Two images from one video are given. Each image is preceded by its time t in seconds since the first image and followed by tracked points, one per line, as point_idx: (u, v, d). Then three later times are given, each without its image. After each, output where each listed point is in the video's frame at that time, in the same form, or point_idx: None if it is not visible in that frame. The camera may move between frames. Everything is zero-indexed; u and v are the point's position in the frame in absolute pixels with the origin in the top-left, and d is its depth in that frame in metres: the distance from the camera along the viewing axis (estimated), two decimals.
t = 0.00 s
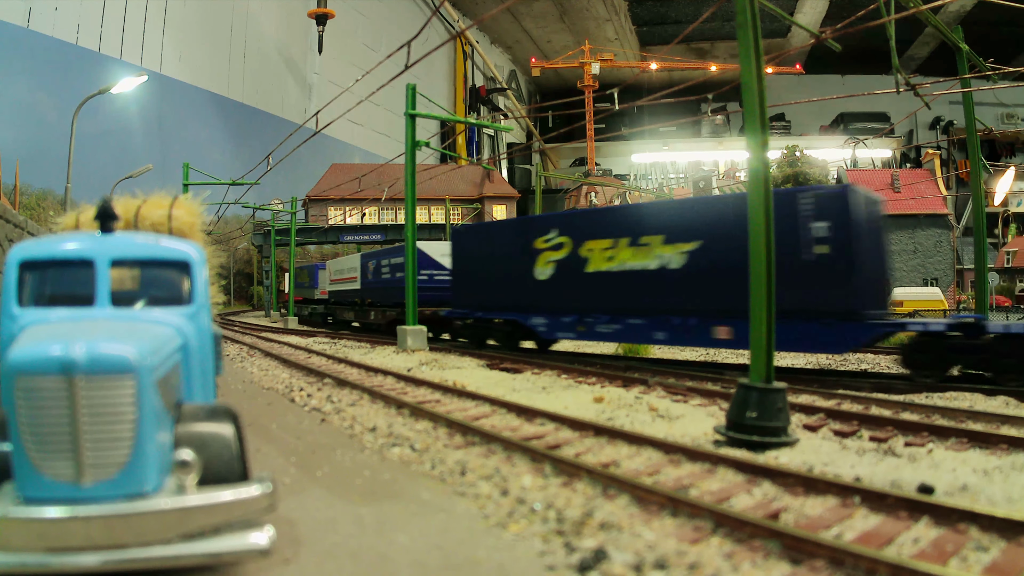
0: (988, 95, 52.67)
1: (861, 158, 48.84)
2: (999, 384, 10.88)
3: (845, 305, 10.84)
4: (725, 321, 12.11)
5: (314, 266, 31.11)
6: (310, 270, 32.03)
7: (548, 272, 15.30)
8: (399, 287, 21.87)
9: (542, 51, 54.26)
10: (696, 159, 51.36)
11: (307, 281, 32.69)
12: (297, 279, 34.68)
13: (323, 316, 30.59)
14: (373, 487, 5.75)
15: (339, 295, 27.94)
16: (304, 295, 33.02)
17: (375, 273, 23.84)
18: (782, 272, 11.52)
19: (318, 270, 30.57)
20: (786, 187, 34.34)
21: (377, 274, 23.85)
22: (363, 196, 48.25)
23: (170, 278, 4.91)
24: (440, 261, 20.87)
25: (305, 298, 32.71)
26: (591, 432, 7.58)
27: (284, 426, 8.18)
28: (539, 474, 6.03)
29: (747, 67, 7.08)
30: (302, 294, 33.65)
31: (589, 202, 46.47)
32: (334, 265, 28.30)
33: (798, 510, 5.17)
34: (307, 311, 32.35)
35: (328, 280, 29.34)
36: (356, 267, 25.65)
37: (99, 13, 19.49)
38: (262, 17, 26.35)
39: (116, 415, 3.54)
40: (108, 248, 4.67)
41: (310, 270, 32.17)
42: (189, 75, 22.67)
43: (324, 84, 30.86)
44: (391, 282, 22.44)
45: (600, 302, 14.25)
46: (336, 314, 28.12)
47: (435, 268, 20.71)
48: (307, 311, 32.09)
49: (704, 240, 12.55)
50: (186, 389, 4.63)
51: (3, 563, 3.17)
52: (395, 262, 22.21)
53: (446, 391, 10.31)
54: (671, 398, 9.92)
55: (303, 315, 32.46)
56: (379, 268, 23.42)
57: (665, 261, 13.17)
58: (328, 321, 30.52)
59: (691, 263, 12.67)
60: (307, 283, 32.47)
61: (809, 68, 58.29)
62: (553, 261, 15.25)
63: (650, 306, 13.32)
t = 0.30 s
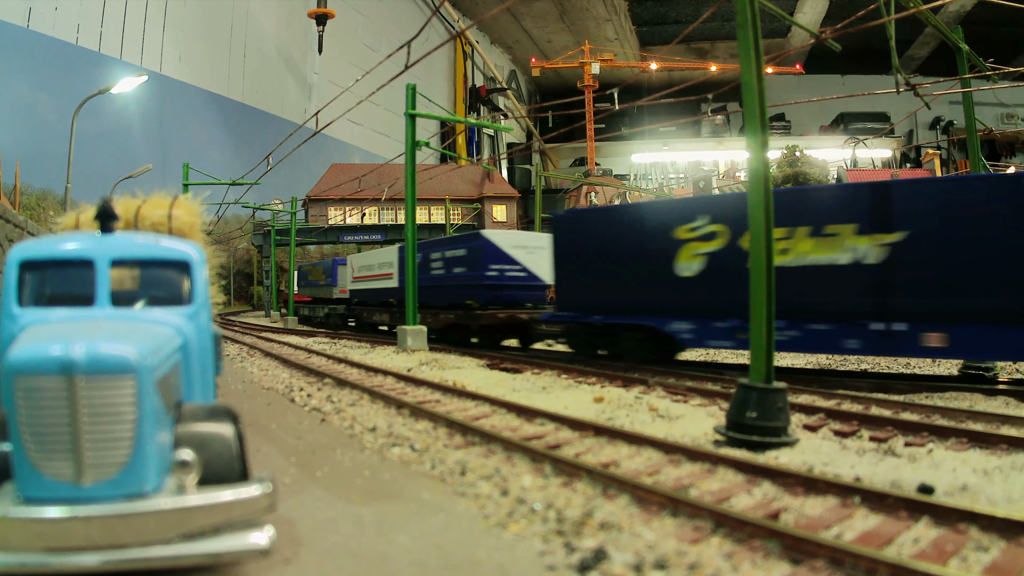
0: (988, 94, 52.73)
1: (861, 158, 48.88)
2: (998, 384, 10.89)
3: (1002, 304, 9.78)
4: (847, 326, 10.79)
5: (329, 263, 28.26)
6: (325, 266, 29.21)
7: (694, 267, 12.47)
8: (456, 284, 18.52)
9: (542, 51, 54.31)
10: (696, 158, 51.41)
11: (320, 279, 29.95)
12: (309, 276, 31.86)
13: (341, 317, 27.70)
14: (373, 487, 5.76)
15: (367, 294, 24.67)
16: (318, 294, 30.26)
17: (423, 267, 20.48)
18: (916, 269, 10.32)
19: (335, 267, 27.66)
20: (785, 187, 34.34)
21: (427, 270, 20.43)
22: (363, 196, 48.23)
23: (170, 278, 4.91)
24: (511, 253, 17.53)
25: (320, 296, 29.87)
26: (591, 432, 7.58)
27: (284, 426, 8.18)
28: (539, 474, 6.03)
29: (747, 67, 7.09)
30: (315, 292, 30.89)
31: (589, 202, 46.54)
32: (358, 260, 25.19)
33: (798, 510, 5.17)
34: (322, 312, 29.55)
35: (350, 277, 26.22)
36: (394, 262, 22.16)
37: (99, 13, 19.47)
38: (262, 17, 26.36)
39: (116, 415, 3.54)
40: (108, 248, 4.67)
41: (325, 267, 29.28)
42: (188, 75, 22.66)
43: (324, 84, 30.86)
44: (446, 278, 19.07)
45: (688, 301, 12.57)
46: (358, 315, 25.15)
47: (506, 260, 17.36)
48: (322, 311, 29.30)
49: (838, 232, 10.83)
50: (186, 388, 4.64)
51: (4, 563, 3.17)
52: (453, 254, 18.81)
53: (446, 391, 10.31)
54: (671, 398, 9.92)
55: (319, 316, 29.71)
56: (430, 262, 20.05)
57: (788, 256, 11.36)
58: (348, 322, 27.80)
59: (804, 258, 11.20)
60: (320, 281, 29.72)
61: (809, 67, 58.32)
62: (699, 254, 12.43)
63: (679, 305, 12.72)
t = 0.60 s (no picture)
0: (988, 95, 52.75)
1: (861, 158, 48.86)
2: (998, 384, 10.90)
3: (993, 306, 10.37)
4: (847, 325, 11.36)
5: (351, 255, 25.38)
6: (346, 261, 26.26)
7: (950, 263, 10.64)
8: (586, 283, 14.28)
9: (542, 51, 54.29)
10: (696, 158, 51.41)
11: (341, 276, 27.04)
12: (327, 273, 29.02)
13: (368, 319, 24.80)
14: (373, 487, 5.76)
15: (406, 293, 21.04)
16: (339, 292, 27.34)
17: (517, 262, 16.10)
18: (914, 270, 10.90)
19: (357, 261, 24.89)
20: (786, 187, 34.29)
21: (519, 261, 16.07)
22: (363, 196, 48.21)
23: (170, 278, 4.90)
24: (665, 242, 13.37)
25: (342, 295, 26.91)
26: (591, 432, 7.58)
27: (284, 425, 8.19)
28: (539, 474, 6.03)
29: (747, 66, 7.09)
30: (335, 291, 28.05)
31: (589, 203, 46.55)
32: (394, 255, 21.58)
33: (798, 510, 5.17)
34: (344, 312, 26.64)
35: (383, 275, 22.74)
36: (467, 256, 17.77)
37: (99, 13, 19.47)
38: (262, 18, 26.38)
39: (116, 415, 3.54)
40: (109, 247, 4.67)
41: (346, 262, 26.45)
42: (188, 76, 22.65)
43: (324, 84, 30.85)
44: (562, 274, 14.86)
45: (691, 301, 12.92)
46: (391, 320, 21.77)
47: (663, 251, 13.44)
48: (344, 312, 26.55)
49: (840, 233, 11.49)
50: (186, 388, 4.63)
51: (3, 563, 3.17)
52: (574, 245, 14.55)
53: (446, 391, 10.31)
54: (671, 398, 9.91)
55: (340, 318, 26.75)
56: (530, 254, 15.72)
57: (791, 256, 12.01)
58: (377, 326, 24.84)
59: (808, 255, 11.79)
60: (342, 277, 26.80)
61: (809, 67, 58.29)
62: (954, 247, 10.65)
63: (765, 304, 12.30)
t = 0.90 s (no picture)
0: (988, 94, 52.79)
1: (861, 158, 48.87)
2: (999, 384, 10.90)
3: (993, 304, 10.63)
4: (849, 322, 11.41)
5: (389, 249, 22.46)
6: (381, 255, 23.36)
7: None
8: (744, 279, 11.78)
9: (542, 51, 54.30)
10: (696, 158, 51.40)
11: (371, 273, 24.18)
12: (350, 270, 26.16)
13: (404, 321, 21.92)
14: (373, 487, 5.76)
15: (463, 293, 17.76)
16: (367, 292, 24.44)
17: (644, 255, 13.26)
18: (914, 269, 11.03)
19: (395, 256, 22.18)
20: (785, 187, 34.29)
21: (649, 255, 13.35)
22: (363, 196, 48.19)
23: (170, 277, 4.90)
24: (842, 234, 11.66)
25: (372, 294, 24.04)
26: (591, 432, 7.58)
27: (284, 426, 8.19)
28: (540, 474, 6.03)
29: (747, 66, 7.09)
30: (361, 289, 25.14)
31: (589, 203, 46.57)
32: (448, 248, 18.19)
33: (798, 510, 5.17)
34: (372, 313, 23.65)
35: (430, 272, 19.18)
36: (565, 248, 14.78)
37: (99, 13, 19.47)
38: (262, 18, 26.37)
39: (116, 415, 3.54)
40: (109, 247, 4.68)
41: (379, 257, 23.63)
42: (188, 75, 22.64)
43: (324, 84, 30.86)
44: (713, 268, 12.16)
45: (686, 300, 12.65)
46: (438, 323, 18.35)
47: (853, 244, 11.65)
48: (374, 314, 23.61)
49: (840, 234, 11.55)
50: (186, 388, 4.63)
51: (3, 563, 3.17)
52: (731, 235, 11.94)
53: (446, 391, 10.31)
54: (670, 398, 9.92)
55: (368, 318, 23.73)
56: (663, 244, 12.98)
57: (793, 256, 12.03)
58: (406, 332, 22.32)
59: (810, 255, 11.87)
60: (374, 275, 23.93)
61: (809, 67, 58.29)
62: None
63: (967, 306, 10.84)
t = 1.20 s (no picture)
0: (988, 95, 52.81)
1: (861, 158, 48.89)
2: (999, 384, 10.92)
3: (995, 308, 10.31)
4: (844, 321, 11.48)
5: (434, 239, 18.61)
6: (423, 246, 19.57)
7: None
8: (958, 274, 10.40)
9: (542, 51, 54.31)
10: (696, 158, 51.42)
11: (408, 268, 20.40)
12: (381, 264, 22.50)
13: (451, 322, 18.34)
14: (373, 487, 5.76)
15: (559, 293, 15.01)
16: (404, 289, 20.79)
17: (824, 246, 11.40)
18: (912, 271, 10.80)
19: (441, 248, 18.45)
20: (785, 187, 34.32)
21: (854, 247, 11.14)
22: (363, 196, 48.17)
23: (170, 278, 4.90)
24: None
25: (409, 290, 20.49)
26: (591, 431, 7.57)
27: (284, 426, 8.18)
28: (540, 474, 6.03)
29: (747, 66, 7.09)
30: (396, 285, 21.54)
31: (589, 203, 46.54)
32: (538, 238, 15.08)
33: (798, 510, 5.17)
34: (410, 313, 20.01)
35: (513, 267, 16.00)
36: (711, 238, 12.20)
37: (99, 13, 19.46)
38: (263, 18, 26.39)
39: (116, 416, 3.54)
40: (109, 247, 4.68)
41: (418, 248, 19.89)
42: (188, 75, 22.64)
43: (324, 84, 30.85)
44: (920, 263, 10.63)
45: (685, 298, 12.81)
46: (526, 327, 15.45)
47: None
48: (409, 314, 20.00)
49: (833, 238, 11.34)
50: (186, 388, 4.64)
51: (3, 563, 3.17)
52: (938, 223, 10.50)
53: (446, 391, 10.31)
54: (671, 398, 9.91)
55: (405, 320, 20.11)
56: (850, 234, 11.17)
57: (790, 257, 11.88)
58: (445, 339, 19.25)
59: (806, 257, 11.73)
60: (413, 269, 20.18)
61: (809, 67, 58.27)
62: None
63: None
